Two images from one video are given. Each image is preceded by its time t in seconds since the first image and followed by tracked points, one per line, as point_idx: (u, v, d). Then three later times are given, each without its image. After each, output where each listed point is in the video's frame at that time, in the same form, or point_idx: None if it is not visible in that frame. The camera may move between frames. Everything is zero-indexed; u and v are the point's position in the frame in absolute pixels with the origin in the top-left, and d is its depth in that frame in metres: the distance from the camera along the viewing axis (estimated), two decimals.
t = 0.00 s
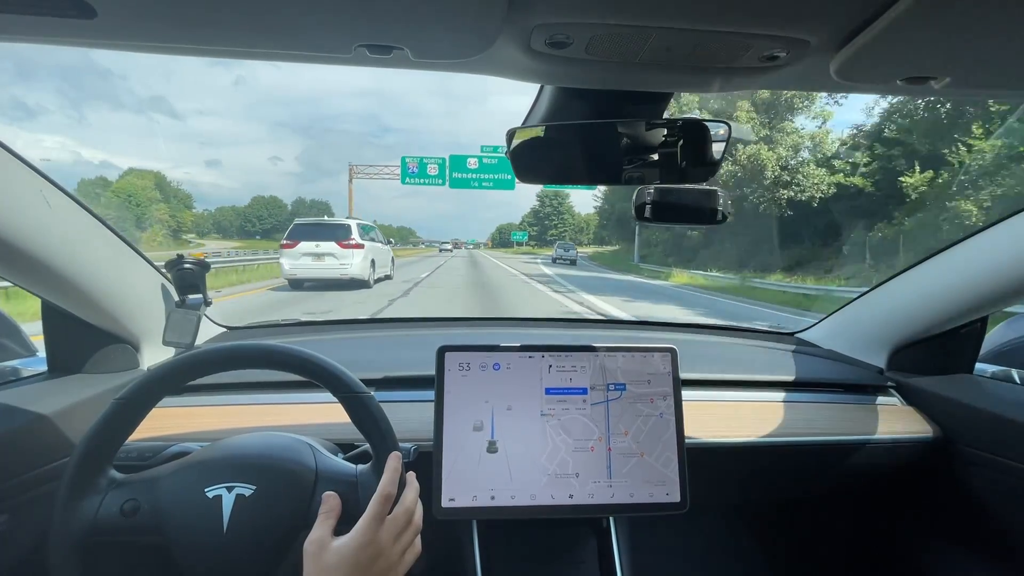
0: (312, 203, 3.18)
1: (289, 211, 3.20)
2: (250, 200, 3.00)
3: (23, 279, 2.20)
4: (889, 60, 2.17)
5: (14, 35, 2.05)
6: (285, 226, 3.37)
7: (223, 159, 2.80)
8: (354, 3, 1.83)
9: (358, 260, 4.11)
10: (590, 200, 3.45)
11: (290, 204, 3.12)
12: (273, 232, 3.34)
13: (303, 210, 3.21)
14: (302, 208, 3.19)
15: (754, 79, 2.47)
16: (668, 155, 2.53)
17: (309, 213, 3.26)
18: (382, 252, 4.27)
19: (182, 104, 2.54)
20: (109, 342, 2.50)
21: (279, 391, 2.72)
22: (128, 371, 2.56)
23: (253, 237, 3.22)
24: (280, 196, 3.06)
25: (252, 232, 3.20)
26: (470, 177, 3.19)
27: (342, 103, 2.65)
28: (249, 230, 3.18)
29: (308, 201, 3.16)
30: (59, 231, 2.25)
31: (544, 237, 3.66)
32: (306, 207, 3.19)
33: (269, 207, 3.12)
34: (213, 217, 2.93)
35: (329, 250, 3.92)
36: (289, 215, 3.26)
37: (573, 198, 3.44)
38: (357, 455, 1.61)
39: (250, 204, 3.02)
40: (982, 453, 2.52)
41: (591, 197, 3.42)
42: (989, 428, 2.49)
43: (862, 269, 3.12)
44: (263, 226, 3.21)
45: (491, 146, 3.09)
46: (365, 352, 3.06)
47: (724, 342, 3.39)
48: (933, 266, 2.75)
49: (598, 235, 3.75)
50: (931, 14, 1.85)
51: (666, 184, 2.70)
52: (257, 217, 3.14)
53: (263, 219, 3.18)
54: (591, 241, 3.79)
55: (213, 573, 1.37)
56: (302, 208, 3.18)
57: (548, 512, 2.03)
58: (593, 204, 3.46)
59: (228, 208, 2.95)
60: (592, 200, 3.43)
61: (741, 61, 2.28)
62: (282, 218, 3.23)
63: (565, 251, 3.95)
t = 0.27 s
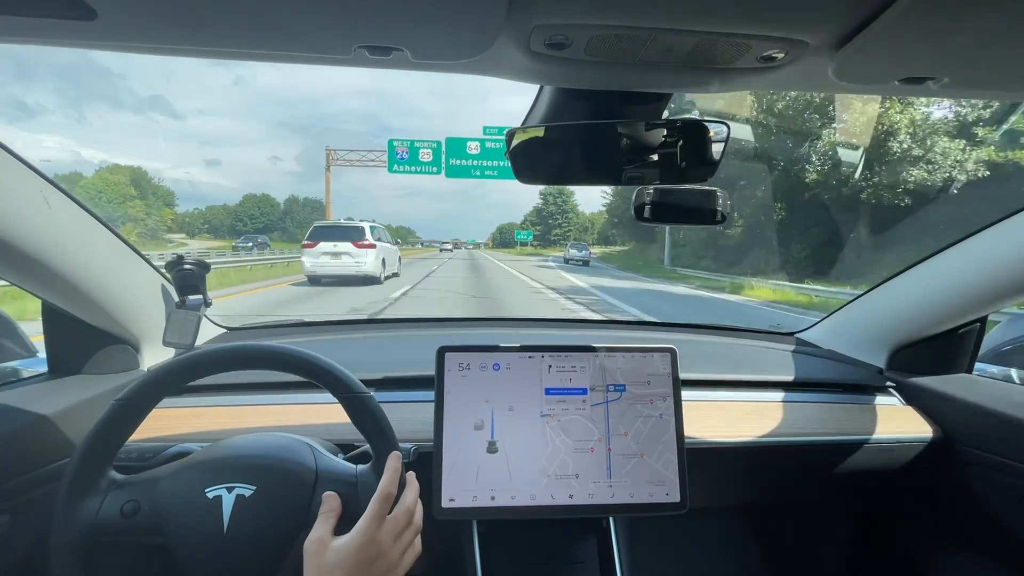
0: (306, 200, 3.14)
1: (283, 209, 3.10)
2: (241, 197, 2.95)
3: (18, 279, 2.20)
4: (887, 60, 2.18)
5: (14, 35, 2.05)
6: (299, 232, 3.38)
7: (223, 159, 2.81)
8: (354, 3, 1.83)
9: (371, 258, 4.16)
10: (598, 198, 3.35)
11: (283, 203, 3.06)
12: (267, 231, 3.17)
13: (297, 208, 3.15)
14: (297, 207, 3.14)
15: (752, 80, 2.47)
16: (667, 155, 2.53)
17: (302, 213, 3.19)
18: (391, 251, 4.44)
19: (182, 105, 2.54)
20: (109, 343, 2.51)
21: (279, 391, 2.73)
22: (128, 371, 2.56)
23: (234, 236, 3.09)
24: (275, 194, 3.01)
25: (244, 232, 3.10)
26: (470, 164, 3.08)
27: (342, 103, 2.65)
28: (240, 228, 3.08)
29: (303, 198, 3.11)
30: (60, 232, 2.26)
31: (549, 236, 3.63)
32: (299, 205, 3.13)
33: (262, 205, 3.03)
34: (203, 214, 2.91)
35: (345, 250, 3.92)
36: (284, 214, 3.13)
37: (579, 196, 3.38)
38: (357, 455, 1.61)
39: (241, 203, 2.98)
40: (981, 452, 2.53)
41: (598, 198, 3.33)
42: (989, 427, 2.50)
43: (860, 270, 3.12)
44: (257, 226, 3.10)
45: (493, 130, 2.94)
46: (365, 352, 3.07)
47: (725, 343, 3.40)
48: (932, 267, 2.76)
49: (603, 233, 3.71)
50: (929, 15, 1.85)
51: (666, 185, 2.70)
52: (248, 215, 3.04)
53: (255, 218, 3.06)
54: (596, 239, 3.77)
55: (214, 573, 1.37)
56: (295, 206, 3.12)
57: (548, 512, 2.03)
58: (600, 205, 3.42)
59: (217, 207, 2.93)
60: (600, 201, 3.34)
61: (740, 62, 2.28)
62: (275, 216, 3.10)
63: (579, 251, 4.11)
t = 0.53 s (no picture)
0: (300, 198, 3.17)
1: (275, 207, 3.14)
2: (235, 194, 2.96)
3: (16, 279, 2.20)
4: (888, 60, 2.17)
5: (14, 35, 2.05)
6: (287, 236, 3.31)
7: (222, 159, 2.80)
8: (354, 2, 1.83)
9: (382, 257, 4.40)
10: (607, 198, 3.22)
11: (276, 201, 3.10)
12: (260, 233, 3.19)
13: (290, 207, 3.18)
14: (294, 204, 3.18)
15: (753, 80, 2.47)
16: (667, 155, 2.53)
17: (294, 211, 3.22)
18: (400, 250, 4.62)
19: (182, 104, 2.53)
20: (109, 342, 2.50)
21: (279, 391, 2.72)
22: (127, 370, 2.56)
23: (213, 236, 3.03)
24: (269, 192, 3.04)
25: (234, 231, 3.10)
26: (470, 145, 2.86)
27: (342, 103, 2.66)
28: (230, 228, 3.08)
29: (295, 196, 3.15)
30: (60, 231, 2.26)
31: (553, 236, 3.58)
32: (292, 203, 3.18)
33: (254, 203, 3.05)
34: (192, 214, 2.92)
35: (358, 249, 4.32)
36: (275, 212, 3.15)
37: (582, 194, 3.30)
38: (356, 455, 1.61)
39: (233, 200, 2.98)
40: (981, 453, 2.52)
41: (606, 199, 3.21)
42: (988, 428, 2.50)
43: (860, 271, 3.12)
44: (247, 226, 3.10)
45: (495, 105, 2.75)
46: (365, 352, 3.06)
47: (724, 343, 3.40)
48: (931, 267, 2.75)
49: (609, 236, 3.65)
50: (929, 15, 1.85)
51: (666, 185, 2.70)
52: (239, 215, 3.05)
53: (246, 218, 3.07)
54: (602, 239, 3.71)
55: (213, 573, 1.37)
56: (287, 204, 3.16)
57: (548, 512, 2.03)
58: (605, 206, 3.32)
59: (207, 205, 2.93)
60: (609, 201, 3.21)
61: (740, 62, 2.28)
62: (266, 216, 3.12)
63: (591, 251, 3.94)
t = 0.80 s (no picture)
0: (289, 196, 3.17)
1: (266, 205, 3.15)
2: (224, 193, 3.00)
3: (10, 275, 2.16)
4: (888, 59, 2.17)
5: (13, 34, 2.05)
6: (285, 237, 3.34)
7: (222, 158, 2.83)
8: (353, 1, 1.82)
9: (389, 255, 4.62)
10: (617, 194, 3.14)
11: (267, 198, 3.11)
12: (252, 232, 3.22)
13: (280, 205, 3.18)
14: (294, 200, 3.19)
15: (753, 79, 2.47)
16: (667, 154, 2.53)
17: (284, 210, 3.20)
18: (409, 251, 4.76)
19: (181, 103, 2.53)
20: (109, 342, 2.50)
21: (279, 390, 2.72)
22: (127, 370, 2.56)
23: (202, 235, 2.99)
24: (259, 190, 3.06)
25: (225, 231, 3.12)
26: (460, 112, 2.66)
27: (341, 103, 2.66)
28: (220, 227, 3.09)
29: (286, 194, 3.15)
30: (60, 230, 2.25)
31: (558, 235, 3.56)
32: (282, 201, 3.17)
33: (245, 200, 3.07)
34: (181, 213, 2.89)
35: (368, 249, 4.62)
36: (266, 210, 3.15)
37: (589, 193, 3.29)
38: (356, 454, 1.61)
39: (222, 199, 3.00)
40: (981, 452, 2.52)
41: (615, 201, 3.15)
42: (988, 427, 2.49)
43: (859, 269, 3.12)
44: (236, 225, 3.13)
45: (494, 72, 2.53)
46: (365, 352, 3.06)
47: (724, 342, 3.40)
48: (932, 266, 2.75)
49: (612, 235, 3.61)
50: (930, 13, 1.85)
51: (666, 184, 2.70)
52: (228, 213, 3.07)
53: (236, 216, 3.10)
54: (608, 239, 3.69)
55: (213, 573, 1.37)
56: (277, 202, 3.15)
57: (548, 511, 2.03)
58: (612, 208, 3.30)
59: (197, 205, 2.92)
60: (620, 200, 3.12)
61: (741, 61, 2.27)
62: (255, 214, 3.13)
63: (608, 252, 3.93)
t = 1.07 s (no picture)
0: (280, 194, 3.16)
1: (256, 203, 3.15)
2: (212, 188, 3.00)
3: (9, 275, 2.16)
4: (887, 61, 2.18)
5: (13, 35, 2.05)
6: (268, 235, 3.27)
7: (222, 159, 2.86)
8: (353, 3, 1.83)
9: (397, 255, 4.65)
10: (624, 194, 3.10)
11: (257, 195, 3.11)
12: (243, 231, 3.18)
13: (269, 202, 3.17)
14: (283, 198, 3.18)
15: (752, 80, 2.47)
16: (667, 155, 2.54)
17: (275, 207, 3.19)
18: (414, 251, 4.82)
19: (181, 104, 2.53)
20: (109, 342, 2.51)
21: (279, 390, 2.73)
22: (127, 370, 2.56)
23: (191, 235, 2.95)
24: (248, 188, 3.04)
25: (213, 230, 3.07)
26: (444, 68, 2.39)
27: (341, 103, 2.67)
28: (208, 226, 3.06)
29: (277, 191, 3.14)
30: (61, 231, 2.26)
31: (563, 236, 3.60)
32: (272, 198, 3.16)
33: (234, 196, 3.08)
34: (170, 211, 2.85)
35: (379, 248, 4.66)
36: (256, 208, 3.15)
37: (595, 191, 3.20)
38: (356, 455, 1.61)
39: (210, 195, 3.01)
40: (980, 453, 2.53)
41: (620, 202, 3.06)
42: (987, 428, 2.50)
43: (858, 270, 3.13)
44: (225, 223, 3.10)
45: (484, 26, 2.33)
46: (365, 352, 3.07)
47: (723, 343, 3.41)
48: (931, 267, 2.76)
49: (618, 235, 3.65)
50: (928, 16, 1.86)
51: (666, 185, 2.70)
52: (217, 211, 3.06)
53: (225, 215, 3.08)
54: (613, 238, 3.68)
55: (212, 573, 1.37)
56: (267, 199, 3.15)
57: (548, 512, 2.03)
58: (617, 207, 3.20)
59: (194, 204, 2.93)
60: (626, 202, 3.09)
61: (740, 63, 2.28)
62: (247, 212, 3.13)
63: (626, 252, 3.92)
